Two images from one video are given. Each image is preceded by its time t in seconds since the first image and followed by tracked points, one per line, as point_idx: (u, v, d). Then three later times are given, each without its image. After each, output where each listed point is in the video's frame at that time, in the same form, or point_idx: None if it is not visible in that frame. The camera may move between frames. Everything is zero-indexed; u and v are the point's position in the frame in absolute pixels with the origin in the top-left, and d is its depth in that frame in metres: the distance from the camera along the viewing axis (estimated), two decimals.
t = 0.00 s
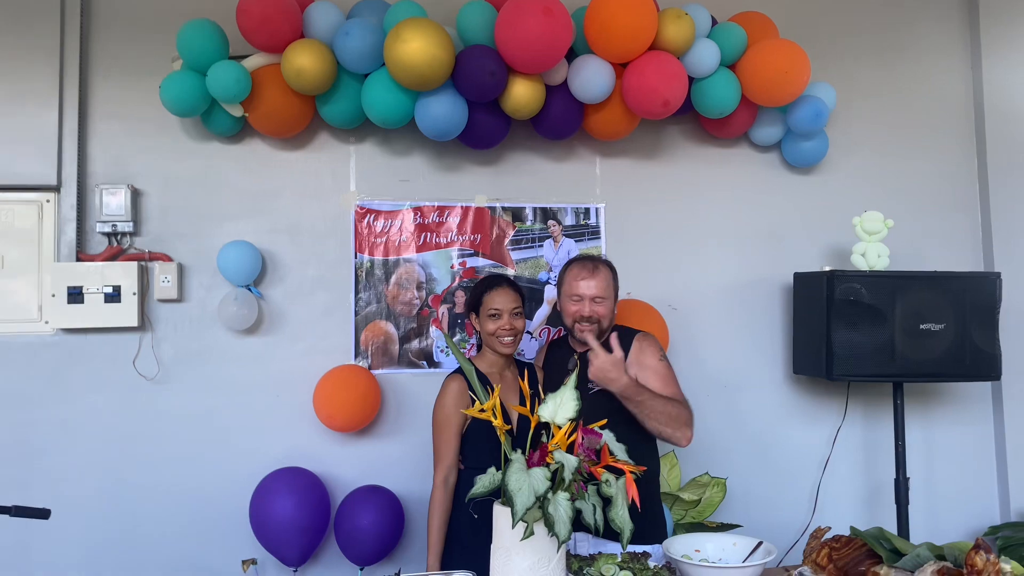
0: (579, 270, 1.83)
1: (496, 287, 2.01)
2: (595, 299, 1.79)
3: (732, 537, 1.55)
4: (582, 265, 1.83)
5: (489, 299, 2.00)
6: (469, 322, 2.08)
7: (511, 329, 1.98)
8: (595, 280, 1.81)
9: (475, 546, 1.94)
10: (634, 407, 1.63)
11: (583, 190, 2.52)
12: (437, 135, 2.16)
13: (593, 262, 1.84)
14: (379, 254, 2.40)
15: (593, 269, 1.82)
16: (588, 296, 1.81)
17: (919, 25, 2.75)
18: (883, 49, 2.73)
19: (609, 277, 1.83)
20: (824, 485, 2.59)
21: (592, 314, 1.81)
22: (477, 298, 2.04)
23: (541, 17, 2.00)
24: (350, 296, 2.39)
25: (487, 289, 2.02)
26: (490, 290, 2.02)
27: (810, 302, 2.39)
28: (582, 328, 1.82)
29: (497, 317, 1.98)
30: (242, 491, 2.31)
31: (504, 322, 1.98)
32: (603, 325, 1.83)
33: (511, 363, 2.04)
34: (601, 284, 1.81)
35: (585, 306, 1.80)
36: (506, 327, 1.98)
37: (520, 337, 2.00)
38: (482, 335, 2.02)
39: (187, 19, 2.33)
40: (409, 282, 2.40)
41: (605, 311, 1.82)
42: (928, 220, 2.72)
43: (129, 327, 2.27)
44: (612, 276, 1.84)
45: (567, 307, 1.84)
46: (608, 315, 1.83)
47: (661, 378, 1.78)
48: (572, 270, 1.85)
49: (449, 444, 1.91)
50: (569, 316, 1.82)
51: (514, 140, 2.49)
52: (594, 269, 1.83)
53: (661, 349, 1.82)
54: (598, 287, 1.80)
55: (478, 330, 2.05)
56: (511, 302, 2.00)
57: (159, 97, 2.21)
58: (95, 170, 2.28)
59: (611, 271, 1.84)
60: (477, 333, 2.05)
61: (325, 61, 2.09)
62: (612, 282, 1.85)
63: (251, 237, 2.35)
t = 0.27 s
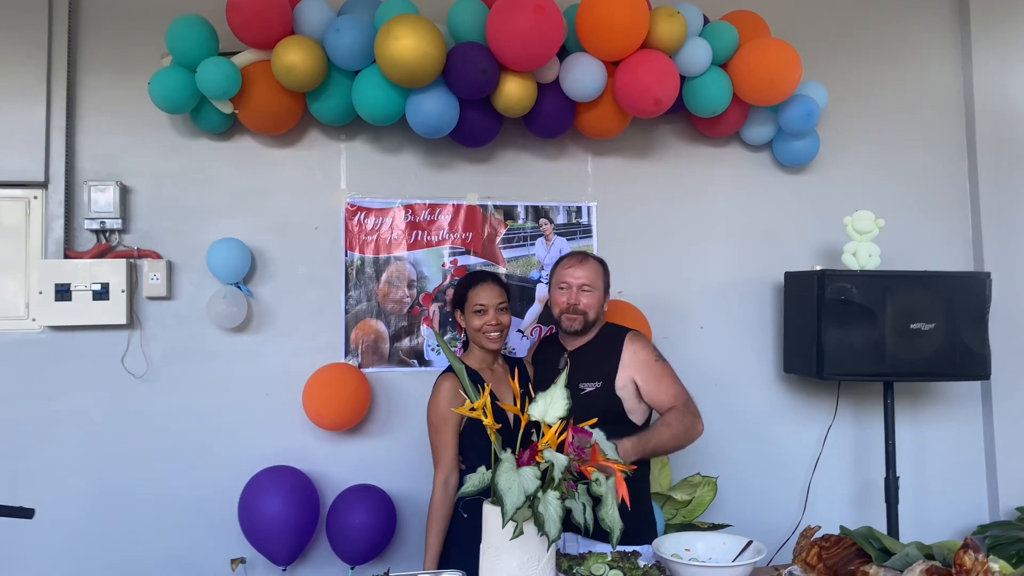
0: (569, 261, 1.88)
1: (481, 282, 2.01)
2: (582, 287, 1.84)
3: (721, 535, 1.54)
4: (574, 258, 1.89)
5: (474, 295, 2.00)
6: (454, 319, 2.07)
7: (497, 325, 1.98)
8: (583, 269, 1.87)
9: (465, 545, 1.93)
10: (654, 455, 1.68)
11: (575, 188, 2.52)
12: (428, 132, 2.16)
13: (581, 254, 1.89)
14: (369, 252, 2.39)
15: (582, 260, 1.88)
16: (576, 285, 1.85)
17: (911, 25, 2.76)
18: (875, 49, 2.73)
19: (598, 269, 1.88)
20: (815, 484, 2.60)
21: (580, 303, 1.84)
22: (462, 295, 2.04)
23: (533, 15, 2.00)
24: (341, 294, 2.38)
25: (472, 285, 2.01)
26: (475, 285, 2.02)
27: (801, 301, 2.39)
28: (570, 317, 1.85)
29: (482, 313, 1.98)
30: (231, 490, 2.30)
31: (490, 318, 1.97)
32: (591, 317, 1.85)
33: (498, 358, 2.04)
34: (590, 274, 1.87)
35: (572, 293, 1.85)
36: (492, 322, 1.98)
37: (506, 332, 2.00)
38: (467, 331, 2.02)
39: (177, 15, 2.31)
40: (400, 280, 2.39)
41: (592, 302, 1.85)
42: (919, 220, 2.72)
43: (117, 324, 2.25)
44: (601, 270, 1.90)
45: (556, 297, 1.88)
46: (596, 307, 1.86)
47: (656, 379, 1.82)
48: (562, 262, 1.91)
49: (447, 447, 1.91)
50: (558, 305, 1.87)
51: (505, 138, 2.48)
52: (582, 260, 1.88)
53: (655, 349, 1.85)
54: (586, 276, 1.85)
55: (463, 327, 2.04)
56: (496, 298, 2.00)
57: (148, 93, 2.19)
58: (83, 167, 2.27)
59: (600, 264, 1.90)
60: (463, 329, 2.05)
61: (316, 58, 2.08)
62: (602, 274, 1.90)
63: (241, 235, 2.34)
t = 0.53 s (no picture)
0: (566, 263, 1.88)
1: (469, 280, 2.02)
2: (582, 289, 1.84)
3: (716, 537, 1.53)
4: (571, 260, 1.88)
5: (462, 293, 2.01)
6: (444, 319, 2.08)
7: (486, 322, 1.98)
8: (582, 271, 1.86)
9: (460, 546, 1.93)
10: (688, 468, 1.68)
11: (570, 189, 2.52)
12: (423, 133, 2.15)
13: (578, 256, 1.89)
14: (364, 253, 2.38)
15: (579, 262, 1.88)
16: (575, 287, 1.85)
17: (905, 28, 2.77)
18: (869, 51, 2.74)
19: (597, 271, 1.88)
20: (808, 485, 2.60)
21: (579, 306, 1.84)
22: (450, 293, 2.04)
23: (529, 15, 2.00)
24: (335, 295, 2.37)
25: (460, 284, 2.02)
26: (463, 284, 2.02)
27: (795, 303, 2.40)
28: (569, 320, 1.84)
29: (471, 310, 1.99)
30: (224, 491, 2.29)
31: (479, 315, 1.98)
32: (590, 319, 1.86)
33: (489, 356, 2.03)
34: (589, 276, 1.86)
35: (571, 296, 1.84)
36: (481, 319, 1.98)
37: (496, 330, 2.00)
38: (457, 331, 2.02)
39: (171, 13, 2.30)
40: (394, 281, 2.39)
41: (591, 305, 1.85)
42: (913, 222, 2.73)
43: (109, 325, 2.24)
44: (599, 271, 1.89)
45: (554, 300, 1.87)
46: (595, 309, 1.86)
47: (658, 376, 1.81)
48: (559, 264, 1.91)
49: (440, 448, 1.90)
50: (557, 308, 1.86)
51: (500, 138, 2.48)
52: (580, 262, 1.88)
53: (654, 345, 1.84)
54: (585, 278, 1.85)
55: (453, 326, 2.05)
56: (485, 295, 2.01)
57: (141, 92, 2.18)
58: (75, 166, 2.25)
59: (597, 266, 1.89)
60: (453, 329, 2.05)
61: (311, 58, 2.07)
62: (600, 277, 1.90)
63: (235, 234, 2.33)
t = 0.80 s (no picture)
0: (562, 270, 1.85)
1: (464, 282, 2.03)
2: (576, 294, 1.83)
3: (711, 541, 1.51)
4: (569, 266, 1.84)
5: (458, 294, 2.02)
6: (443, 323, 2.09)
7: (481, 322, 1.99)
8: (577, 276, 1.84)
9: (455, 549, 1.92)
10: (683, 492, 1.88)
11: (566, 191, 2.52)
12: (420, 134, 2.15)
13: (572, 261, 1.86)
14: (359, 254, 2.38)
15: (575, 267, 1.85)
16: (569, 291, 1.83)
17: (900, 32, 2.78)
18: (864, 55, 2.75)
19: (592, 275, 1.86)
20: (803, 487, 2.61)
21: (573, 310, 1.83)
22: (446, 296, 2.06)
23: (526, 18, 2.00)
24: (330, 296, 2.37)
25: (455, 286, 2.03)
26: (458, 285, 2.05)
27: (790, 306, 2.40)
28: (563, 325, 1.84)
29: (467, 311, 2.00)
30: (218, 493, 2.28)
31: (475, 314, 1.99)
32: (584, 323, 1.85)
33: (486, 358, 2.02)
34: (584, 281, 1.84)
35: (566, 301, 1.83)
36: (477, 319, 1.99)
37: (492, 330, 2.00)
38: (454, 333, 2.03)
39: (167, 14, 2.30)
40: (390, 283, 2.39)
41: (585, 309, 1.84)
42: (907, 225, 2.74)
43: (104, 326, 2.23)
44: (595, 274, 1.88)
45: (549, 304, 1.86)
46: (589, 313, 1.85)
47: (650, 384, 1.84)
48: (555, 268, 1.88)
49: (432, 449, 1.89)
50: (551, 312, 1.84)
51: (497, 140, 2.48)
52: (576, 267, 1.85)
53: (648, 352, 1.87)
54: (579, 282, 1.83)
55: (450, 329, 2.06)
56: (480, 296, 2.03)
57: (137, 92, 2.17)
58: (70, 166, 2.24)
59: (592, 269, 1.87)
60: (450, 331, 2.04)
61: (307, 59, 2.07)
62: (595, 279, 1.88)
63: (230, 235, 2.32)
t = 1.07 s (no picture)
0: (540, 270, 1.90)
1: (466, 284, 2.01)
2: (546, 293, 1.86)
3: (704, 539, 1.52)
4: (549, 266, 1.90)
5: (459, 296, 2.00)
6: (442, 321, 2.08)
7: (480, 325, 1.97)
8: (551, 275, 1.87)
9: (448, 547, 1.93)
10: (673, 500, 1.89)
11: (560, 190, 2.52)
12: (415, 133, 2.15)
13: (552, 260, 1.90)
14: (354, 252, 2.38)
15: (552, 266, 1.89)
16: (542, 290, 1.88)
17: (893, 33, 2.79)
18: (858, 56, 2.76)
19: (568, 274, 1.86)
20: (795, 487, 2.62)
21: (546, 309, 1.87)
22: (446, 296, 2.04)
23: (521, 17, 2.00)
24: (324, 294, 2.37)
25: (456, 287, 2.02)
26: (460, 286, 2.03)
27: (783, 305, 2.41)
28: (540, 323, 1.89)
29: (467, 314, 1.98)
30: (211, 490, 2.28)
31: (474, 318, 1.97)
32: (559, 322, 1.86)
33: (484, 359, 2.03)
34: (559, 280, 1.86)
35: (540, 300, 1.88)
36: (476, 322, 1.97)
37: (491, 333, 1.99)
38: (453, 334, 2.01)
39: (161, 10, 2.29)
40: (384, 281, 2.38)
41: (559, 308, 1.85)
42: (900, 226, 2.76)
43: (97, 323, 2.22)
44: (576, 273, 1.87)
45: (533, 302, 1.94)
46: (565, 312, 1.85)
47: (643, 387, 1.84)
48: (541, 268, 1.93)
49: (425, 447, 1.90)
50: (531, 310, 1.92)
51: (491, 139, 2.48)
52: (552, 265, 1.89)
53: (643, 355, 1.86)
54: (552, 281, 1.86)
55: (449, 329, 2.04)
56: (481, 299, 2.00)
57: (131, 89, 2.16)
58: (63, 162, 2.23)
59: (572, 267, 1.87)
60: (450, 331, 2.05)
61: (302, 57, 2.06)
62: (575, 279, 1.87)
63: (224, 233, 2.32)
